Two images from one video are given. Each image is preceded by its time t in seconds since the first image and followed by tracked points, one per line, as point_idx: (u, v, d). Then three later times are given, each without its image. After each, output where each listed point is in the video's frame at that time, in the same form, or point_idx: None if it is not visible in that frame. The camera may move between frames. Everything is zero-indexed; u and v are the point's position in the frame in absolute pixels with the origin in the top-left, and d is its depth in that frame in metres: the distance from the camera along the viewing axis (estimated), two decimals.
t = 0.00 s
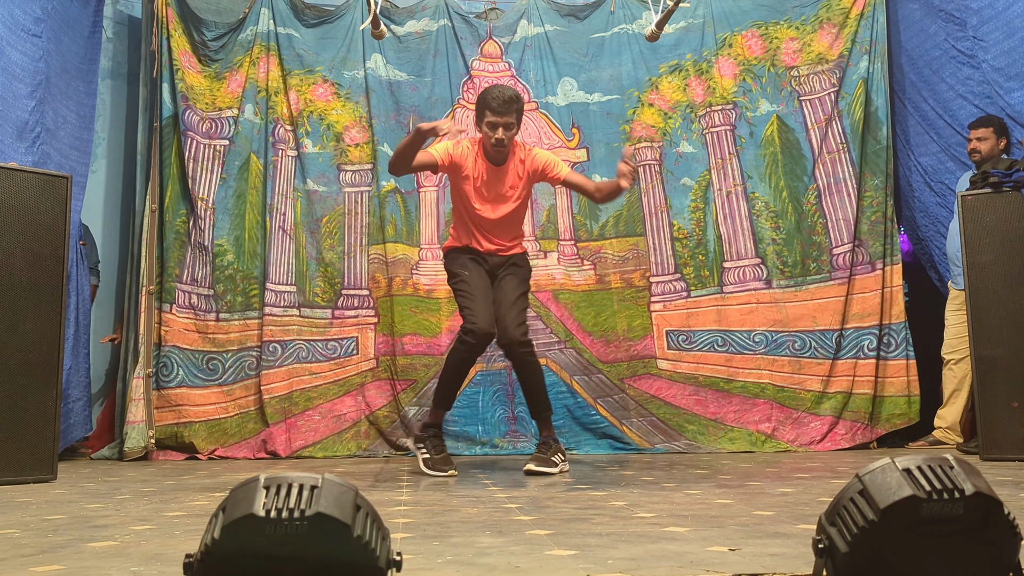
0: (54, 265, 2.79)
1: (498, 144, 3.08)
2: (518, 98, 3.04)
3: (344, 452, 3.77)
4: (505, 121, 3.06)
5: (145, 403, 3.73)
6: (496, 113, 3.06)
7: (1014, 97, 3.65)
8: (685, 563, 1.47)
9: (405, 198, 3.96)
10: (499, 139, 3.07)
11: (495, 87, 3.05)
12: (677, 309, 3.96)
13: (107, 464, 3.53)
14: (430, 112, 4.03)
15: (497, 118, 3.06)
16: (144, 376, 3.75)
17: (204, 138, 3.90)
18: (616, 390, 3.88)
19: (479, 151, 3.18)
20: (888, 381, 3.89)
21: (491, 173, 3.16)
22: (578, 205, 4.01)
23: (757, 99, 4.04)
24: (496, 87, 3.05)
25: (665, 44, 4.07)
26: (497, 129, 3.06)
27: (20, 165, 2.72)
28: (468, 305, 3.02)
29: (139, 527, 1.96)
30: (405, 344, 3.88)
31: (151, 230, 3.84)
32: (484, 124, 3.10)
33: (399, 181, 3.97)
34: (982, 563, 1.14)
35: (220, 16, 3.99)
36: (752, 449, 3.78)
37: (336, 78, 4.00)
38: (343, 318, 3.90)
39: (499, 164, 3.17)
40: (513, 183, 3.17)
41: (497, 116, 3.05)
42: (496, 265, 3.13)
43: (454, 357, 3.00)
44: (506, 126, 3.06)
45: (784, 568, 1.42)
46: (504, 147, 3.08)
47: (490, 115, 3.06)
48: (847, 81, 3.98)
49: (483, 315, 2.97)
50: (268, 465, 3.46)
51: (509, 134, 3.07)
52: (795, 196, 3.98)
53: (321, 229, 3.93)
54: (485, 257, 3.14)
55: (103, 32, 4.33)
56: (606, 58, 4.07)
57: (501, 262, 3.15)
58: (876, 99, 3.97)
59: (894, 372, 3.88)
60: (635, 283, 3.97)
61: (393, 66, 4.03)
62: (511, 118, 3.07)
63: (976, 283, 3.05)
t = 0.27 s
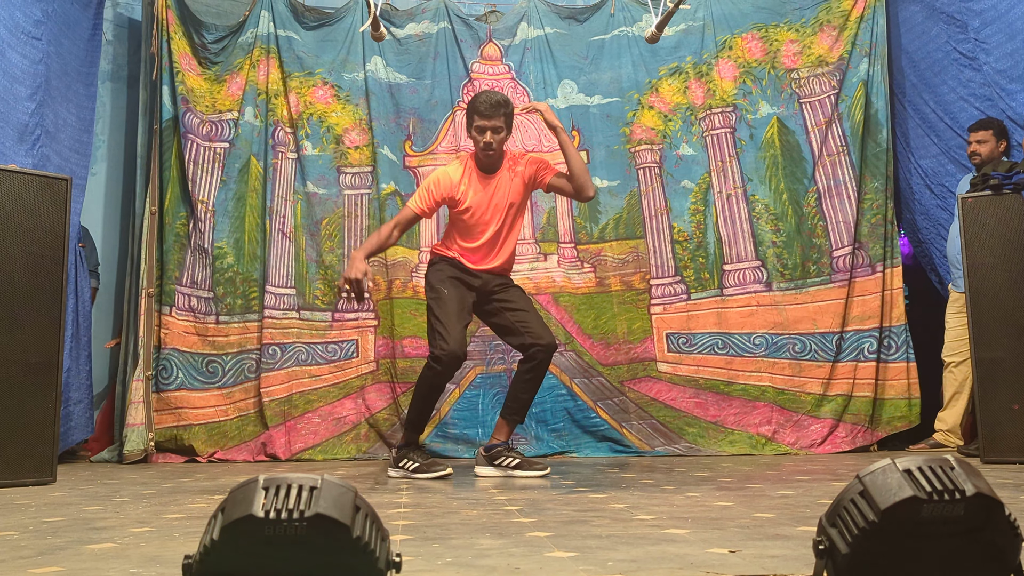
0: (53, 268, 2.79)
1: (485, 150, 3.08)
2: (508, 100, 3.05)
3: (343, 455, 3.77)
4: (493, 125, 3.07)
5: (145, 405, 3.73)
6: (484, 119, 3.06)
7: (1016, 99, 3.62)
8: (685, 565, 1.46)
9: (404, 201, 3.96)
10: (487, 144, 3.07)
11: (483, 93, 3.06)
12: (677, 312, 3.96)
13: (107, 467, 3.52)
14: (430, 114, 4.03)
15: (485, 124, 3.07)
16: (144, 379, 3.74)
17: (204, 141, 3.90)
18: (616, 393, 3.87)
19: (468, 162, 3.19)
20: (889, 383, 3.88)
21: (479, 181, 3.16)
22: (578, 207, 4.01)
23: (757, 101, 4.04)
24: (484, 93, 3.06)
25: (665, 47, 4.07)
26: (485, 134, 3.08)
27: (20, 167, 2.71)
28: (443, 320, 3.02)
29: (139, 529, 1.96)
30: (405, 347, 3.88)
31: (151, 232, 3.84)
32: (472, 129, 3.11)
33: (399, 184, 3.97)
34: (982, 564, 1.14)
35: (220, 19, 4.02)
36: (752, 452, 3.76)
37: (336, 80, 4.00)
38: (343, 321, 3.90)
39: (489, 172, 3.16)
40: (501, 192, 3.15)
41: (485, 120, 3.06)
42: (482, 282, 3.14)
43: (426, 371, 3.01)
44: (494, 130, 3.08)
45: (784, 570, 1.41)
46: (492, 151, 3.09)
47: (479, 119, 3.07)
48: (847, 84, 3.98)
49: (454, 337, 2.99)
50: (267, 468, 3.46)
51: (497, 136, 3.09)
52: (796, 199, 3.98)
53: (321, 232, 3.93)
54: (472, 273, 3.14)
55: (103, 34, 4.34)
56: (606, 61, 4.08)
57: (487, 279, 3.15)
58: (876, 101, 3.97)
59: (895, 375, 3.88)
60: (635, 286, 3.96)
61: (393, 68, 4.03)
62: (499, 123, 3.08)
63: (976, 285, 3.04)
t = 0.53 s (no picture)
0: (54, 271, 2.79)
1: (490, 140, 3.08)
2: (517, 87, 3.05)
3: (344, 457, 3.78)
4: (493, 115, 3.08)
5: (145, 408, 3.72)
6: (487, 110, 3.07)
7: (1016, 102, 3.61)
8: (686, 567, 1.46)
9: (405, 204, 3.97)
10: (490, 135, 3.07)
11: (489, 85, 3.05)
12: (677, 314, 3.96)
13: (107, 470, 3.52)
14: (430, 116, 4.03)
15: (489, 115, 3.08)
16: (144, 382, 3.74)
17: (205, 143, 3.91)
18: (616, 395, 3.87)
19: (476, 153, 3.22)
20: (889, 386, 3.88)
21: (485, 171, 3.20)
22: (578, 210, 4.01)
23: (757, 104, 4.04)
24: (488, 84, 3.05)
25: (665, 49, 4.08)
26: (486, 125, 3.09)
27: (21, 170, 2.72)
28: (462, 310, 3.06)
29: (140, 532, 1.96)
30: (405, 349, 3.87)
31: (152, 235, 3.85)
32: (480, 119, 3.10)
33: (399, 187, 3.97)
34: (982, 567, 1.14)
35: (220, 22, 4.04)
36: (753, 454, 3.77)
37: (337, 83, 4.00)
38: (343, 323, 3.89)
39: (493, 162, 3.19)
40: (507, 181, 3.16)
41: (485, 111, 3.07)
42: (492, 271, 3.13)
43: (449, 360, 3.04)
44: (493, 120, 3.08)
45: (785, 572, 1.42)
46: (494, 142, 3.10)
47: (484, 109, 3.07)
48: (847, 87, 3.99)
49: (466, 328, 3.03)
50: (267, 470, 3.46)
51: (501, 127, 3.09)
52: (795, 201, 3.98)
53: (322, 234, 3.93)
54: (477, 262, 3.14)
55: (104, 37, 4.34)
56: (606, 63, 4.08)
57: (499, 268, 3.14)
58: (876, 104, 3.98)
59: (895, 377, 3.88)
60: (635, 288, 3.97)
61: (394, 71, 4.03)
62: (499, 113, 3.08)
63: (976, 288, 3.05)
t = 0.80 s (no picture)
0: (54, 271, 2.79)
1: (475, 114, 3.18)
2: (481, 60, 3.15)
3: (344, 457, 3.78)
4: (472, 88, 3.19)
5: (145, 408, 3.72)
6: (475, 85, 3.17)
7: (1014, 102, 3.61)
8: (686, 568, 1.46)
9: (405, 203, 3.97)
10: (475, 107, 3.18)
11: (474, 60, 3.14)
12: (677, 314, 3.96)
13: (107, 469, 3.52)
14: (430, 116, 4.03)
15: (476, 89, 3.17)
16: (144, 382, 3.74)
17: (204, 143, 3.90)
18: (616, 395, 3.87)
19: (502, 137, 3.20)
20: (889, 386, 3.88)
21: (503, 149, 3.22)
22: (579, 210, 4.01)
23: (757, 104, 4.04)
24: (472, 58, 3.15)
25: (665, 49, 4.08)
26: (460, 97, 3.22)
27: (21, 170, 2.72)
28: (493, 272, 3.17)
29: (140, 531, 1.96)
30: (405, 349, 3.87)
31: (152, 235, 3.84)
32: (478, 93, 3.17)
33: (399, 187, 3.97)
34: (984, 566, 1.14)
35: (220, 21, 4.03)
36: (753, 454, 3.77)
37: (337, 83, 4.00)
38: (343, 323, 3.89)
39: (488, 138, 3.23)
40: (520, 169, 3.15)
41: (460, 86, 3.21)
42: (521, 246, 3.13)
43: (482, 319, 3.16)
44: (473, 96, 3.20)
45: (785, 572, 1.42)
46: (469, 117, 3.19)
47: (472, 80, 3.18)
48: (847, 86, 3.99)
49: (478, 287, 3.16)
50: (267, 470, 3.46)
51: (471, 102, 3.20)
52: (796, 201, 3.98)
53: (322, 235, 3.93)
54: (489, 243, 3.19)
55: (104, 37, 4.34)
56: (607, 63, 4.08)
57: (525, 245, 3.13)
58: (876, 104, 3.98)
59: (895, 377, 3.88)
60: (635, 288, 3.96)
61: (394, 71, 4.03)
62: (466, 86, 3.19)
63: (976, 287, 3.05)
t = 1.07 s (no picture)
0: (53, 270, 2.79)
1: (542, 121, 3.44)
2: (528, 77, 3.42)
3: (343, 456, 3.78)
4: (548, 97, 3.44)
5: (144, 407, 3.73)
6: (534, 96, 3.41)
7: (1012, 101, 3.59)
8: (684, 566, 1.46)
9: (404, 203, 3.97)
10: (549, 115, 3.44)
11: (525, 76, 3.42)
12: (677, 314, 3.96)
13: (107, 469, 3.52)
14: (429, 116, 4.03)
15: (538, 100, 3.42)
16: (144, 381, 3.74)
17: (204, 142, 3.90)
18: (616, 395, 3.87)
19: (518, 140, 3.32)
20: (889, 385, 3.88)
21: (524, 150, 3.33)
22: (578, 209, 4.01)
23: (757, 103, 4.04)
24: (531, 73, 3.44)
25: (665, 48, 4.08)
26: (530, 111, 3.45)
27: (20, 169, 2.72)
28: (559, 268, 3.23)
29: (139, 530, 1.96)
30: (405, 349, 3.87)
31: (151, 235, 3.84)
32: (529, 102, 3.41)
33: (399, 186, 3.97)
34: (981, 566, 1.13)
35: (220, 21, 4.03)
36: (752, 454, 3.77)
37: (336, 82, 4.00)
38: (343, 323, 3.89)
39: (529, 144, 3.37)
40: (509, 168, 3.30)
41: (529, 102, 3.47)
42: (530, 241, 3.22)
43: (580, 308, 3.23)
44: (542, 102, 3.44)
45: (783, 571, 1.41)
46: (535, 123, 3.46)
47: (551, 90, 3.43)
48: (847, 86, 3.99)
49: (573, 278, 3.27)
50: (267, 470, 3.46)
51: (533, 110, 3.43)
52: (795, 201, 3.98)
53: (321, 234, 3.93)
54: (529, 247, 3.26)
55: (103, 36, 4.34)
56: (606, 63, 4.08)
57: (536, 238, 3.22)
58: (876, 103, 3.98)
59: (894, 376, 3.88)
60: (635, 288, 3.96)
61: (393, 70, 4.03)
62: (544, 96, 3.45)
63: (976, 287, 3.04)
